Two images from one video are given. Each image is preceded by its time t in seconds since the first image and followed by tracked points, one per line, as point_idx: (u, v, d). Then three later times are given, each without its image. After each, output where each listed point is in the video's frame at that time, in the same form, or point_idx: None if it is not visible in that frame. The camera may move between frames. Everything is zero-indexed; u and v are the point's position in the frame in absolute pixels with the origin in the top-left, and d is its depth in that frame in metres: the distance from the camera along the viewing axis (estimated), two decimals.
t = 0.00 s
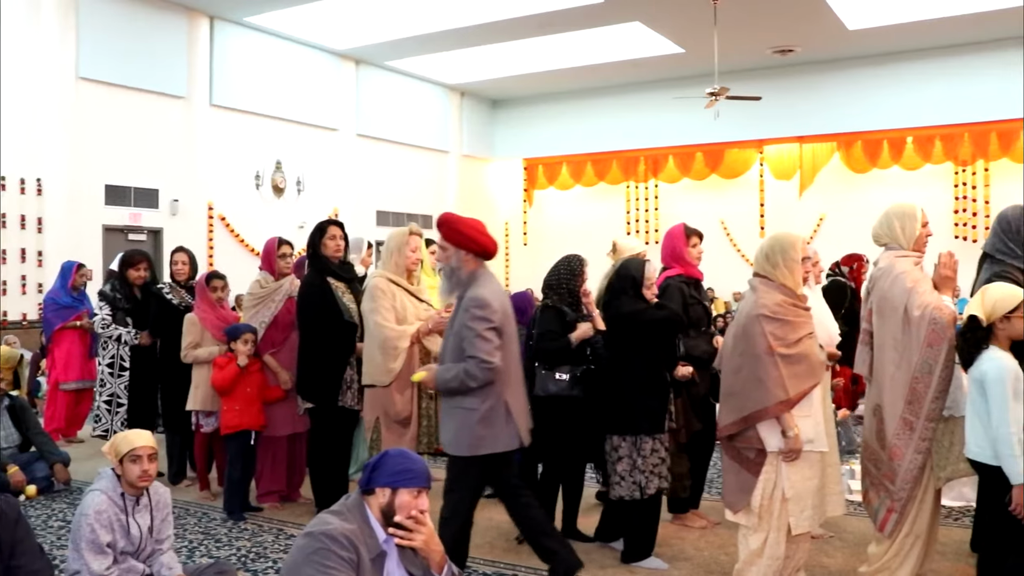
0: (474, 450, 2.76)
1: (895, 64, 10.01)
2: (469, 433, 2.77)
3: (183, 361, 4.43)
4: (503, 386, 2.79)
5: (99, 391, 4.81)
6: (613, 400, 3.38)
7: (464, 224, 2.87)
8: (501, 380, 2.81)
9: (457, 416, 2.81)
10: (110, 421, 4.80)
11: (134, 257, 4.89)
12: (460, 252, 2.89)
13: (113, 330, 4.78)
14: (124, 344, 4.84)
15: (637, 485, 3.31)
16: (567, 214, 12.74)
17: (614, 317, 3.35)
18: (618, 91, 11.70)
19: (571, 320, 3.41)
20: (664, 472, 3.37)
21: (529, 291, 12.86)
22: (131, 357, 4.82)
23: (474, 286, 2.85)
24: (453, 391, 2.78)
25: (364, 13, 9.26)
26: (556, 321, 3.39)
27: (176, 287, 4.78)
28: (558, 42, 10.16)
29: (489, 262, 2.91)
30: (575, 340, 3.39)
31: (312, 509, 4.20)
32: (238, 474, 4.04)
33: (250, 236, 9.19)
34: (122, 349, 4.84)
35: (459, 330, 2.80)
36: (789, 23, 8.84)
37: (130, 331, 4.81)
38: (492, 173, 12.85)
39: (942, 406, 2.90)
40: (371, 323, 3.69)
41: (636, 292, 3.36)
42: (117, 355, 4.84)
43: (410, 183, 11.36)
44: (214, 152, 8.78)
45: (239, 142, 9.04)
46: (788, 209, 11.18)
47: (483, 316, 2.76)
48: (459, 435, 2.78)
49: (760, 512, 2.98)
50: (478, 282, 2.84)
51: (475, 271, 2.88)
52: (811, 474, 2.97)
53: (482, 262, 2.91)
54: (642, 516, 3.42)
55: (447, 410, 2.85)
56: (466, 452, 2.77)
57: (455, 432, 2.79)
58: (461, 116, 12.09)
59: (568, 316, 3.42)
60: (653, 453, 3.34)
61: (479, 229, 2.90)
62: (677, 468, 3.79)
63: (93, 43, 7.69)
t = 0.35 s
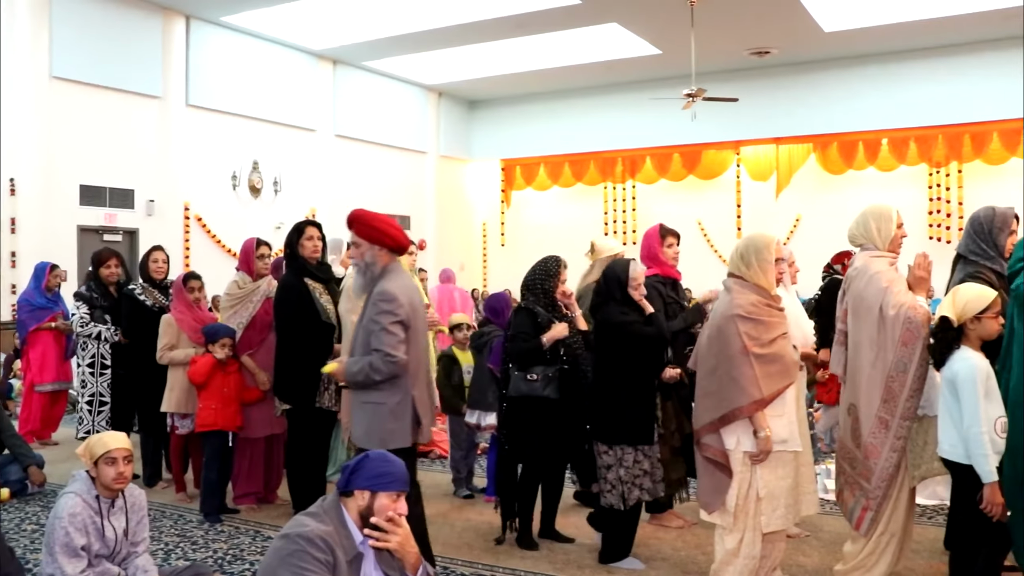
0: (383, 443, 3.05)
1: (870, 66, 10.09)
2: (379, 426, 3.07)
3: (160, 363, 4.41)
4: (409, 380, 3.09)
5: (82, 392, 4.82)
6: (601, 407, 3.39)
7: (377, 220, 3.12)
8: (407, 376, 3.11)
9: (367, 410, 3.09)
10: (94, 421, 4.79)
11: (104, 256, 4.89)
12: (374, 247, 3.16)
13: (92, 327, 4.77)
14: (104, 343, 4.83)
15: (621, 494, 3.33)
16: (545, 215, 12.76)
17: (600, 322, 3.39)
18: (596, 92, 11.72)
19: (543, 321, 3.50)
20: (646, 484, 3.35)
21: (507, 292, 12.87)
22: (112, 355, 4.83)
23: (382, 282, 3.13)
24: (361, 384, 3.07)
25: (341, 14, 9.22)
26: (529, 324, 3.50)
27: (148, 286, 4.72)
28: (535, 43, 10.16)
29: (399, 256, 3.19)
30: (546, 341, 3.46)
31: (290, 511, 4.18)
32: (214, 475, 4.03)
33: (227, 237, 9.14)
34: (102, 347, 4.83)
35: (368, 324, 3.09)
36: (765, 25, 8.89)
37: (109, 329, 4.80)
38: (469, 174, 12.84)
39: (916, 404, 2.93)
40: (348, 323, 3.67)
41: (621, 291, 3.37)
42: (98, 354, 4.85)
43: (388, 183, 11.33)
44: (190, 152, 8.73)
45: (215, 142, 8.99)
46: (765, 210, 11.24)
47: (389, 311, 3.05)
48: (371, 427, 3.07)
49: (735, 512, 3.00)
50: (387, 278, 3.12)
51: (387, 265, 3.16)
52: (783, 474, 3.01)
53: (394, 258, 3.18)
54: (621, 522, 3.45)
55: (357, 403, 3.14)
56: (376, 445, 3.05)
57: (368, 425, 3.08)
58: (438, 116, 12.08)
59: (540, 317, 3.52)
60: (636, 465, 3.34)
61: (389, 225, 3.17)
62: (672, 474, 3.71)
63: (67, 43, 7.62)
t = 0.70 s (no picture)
0: (289, 442, 3.15)
1: (848, 69, 10.16)
2: (286, 427, 3.16)
3: (138, 364, 4.39)
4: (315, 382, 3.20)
5: (63, 392, 4.71)
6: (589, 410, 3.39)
7: (291, 228, 3.20)
8: (313, 377, 3.22)
9: (275, 410, 3.19)
10: (77, 421, 4.70)
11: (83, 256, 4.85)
12: (285, 253, 3.23)
13: (72, 327, 4.72)
14: (84, 343, 4.77)
15: (602, 495, 3.35)
16: (526, 215, 12.78)
17: (594, 324, 3.43)
18: (576, 93, 11.73)
19: (528, 321, 3.53)
20: (631, 487, 3.36)
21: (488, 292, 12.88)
22: (92, 354, 4.75)
23: (292, 285, 3.22)
24: (269, 384, 3.17)
25: (321, 13, 9.19)
26: (514, 323, 3.52)
27: (125, 288, 4.68)
28: (516, 44, 10.16)
29: (310, 262, 3.27)
30: (529, 341, 3.48)
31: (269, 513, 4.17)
32: (194, 476, 4.01)
33: (206, 238, 9.10)
34: (82, 347, 4.77)
35: (276, 327, 3.17)
36: (745, 26, 8.92)
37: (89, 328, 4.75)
38: (449, 174, 12.83)
39: (893, 403, 2.95)
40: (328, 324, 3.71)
41: (615, 289, 3.40)
42: (77, 354, 4.76)
43: (368, 184, 11.31)
44: (169, 152, 8.67)
45: (195, 142, 8.94)
46: (744, 211, 11.30)
47: (296, 313, 3.14)
48: (277, 427, 3.17)
49: (714, 511, 3.01)
50: (297, 282, 3.21)
51: (298, 270, 3.23)
52: (763, 474, 3.03)
53: (306, 263, 3.27)
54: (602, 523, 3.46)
55: (264, 404, 3.23)
56: (282, 445, 3.16)
57: (274, 425, 3.18)
58: (419, 117, 12.07)
59: (524, 317, 3.55)
60: (619, 467, 3.35)
61: (303, 232, 3.25)
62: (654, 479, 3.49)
63: (43, 41, 7.55)
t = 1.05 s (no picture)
0: (205, 435, 3.21)
1: (825, 71, 10.22)
2: (201, 420, 3.22)
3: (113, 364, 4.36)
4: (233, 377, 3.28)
5: (33, 392, 4.76)
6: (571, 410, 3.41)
7: (210, 230, 3.33)
8: (231, 374, 3.30)
9: (191, 404, 3.25)
10: (47, 422, 4.75)
11: (60, 256, 4.79)
12: (206, 253, 3.34)
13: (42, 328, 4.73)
14: (55, 343, 4.78)
15: (585, 493, 3.36)
16: (505, 216, 12.79)
17: (577, 324, 3.45)
18: (555, 94, 11.73)
19: (512, 320, 3.57)
20: (613, 485, 3.40)
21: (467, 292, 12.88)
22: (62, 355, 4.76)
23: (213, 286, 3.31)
24: (188, 379, 3.24)
25: (299, 13, 9.15)
26: (498, 320, 3.57)
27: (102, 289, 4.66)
28: (495, 44, 10.16)
29: (229, 263, 3.38)
30: (512, 339, 3.51)
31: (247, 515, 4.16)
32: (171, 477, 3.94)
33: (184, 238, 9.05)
34: (53, 347, 4.78)
35: (196, 323, 3.27)
36: (723, 28, 8.95)
37: (60, 330, 4.74)
38: (429, 174, 12.81)
39: (869, 402, 2.98)
40: (306, 325, 3.68)
41: (602, 288, 3.40)
42: (48, 355, 4.79)
43: (346, 184, 11.28)
44: (145, 152, 8.61)
45: (172, 141, 8.89)
46: (723, 212, 11.35)
47: (217, 312, 3.23)
48: (192, 421, 3.23)
49: (693, 510, 3.03)
50: (217, 282, 3.31)
51: (218, 270, 3.35)
52: (741, 472, 3.05)
53: (225, 263, 3.38)
54: (584, 521, 3.47)
55: (180, 397, 3.29)
56: (199, 434, 3.22)
57: (188, 418, 3.23)
58: (397, 117, 12.04)
59: (510, 315, 3.59)
60: (602, 465, 3.38)
61: (222, 233, 3.37)
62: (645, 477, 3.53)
63: (17, 38, 7.46)
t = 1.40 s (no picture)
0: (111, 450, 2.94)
1: (802, 72, 10.28)
2: (108, 435, 2.95)
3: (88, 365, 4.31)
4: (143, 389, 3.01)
5: (7, 394, 4.68)
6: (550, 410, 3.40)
7: (114, 231, 3.02)
8: (141, 384, 3.02)
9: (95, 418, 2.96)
10: (19, 425, 4.68)
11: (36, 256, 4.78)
12: (111, 256, 3.04)
13: (16, 328, 4.66)
14: (29, 345, 4.71)
15: (563, 493, 3.37)
16: (484, 216, 12.78)
17: (555, 324, 3.45)
18: (534, 94, 11.72)
19: (497, 322, 3.57)
20: (591, 485, 3.39)
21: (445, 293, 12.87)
22: (36, 357, 4.69)
23: (117, 292, 3.02)
24: (92, 393, 2.95)
25: (277, 13, 9.12)
26: (482, 323, 3.58)
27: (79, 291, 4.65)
28: (474, 44, 10.15)
29: (136, 266, 3.09)
30: (496, 343, 3.51)
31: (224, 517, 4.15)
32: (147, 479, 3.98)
33: (161, 239, 8.99)
34: (27, 349, 4.71)
35: (101, 334, 2.97)
36: (702, 29, 8.98)
37: (34, 330, 4.69)
38: (408, 175, 12.79)
39: (844, 402, 2.99)
40: (283, 326, 3.67)
41: (582, 288, 3.40)
42: (22, 356, 4.71)
43: (324, 185, 11.23)
44: (122, 151, 8.54)
45: (149, 141, 8.83)
46: (701, 213, 11.40)
47: (125, 323, 2.96)
48: (98, 436, 2.95)
49: (673, 510, 3.03)
50: (123, 289, 3.02)
51: (123, 274, 3.05)
52: (719, 472, 3.06)
53: (131, 267, 3.08)
54: (563, 521, 3.47)
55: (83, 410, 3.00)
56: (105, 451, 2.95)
57: (94, 433, 2.95)
58: (376, 117, 12.01)
59: (495, 317, 3.58)
60: (580, 466, 3.38)
61: (127, 234, 3.07)
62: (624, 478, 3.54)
63: None
